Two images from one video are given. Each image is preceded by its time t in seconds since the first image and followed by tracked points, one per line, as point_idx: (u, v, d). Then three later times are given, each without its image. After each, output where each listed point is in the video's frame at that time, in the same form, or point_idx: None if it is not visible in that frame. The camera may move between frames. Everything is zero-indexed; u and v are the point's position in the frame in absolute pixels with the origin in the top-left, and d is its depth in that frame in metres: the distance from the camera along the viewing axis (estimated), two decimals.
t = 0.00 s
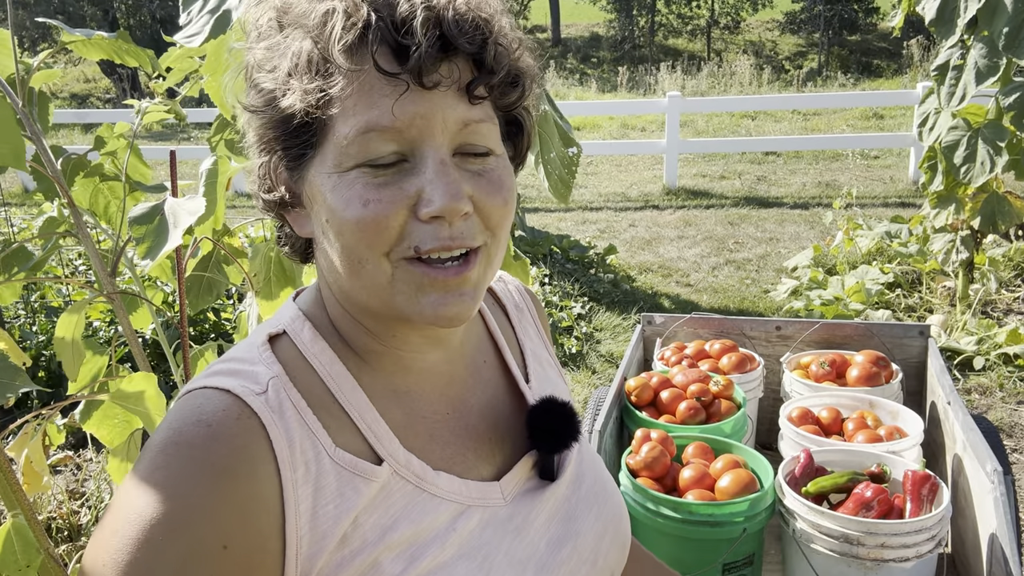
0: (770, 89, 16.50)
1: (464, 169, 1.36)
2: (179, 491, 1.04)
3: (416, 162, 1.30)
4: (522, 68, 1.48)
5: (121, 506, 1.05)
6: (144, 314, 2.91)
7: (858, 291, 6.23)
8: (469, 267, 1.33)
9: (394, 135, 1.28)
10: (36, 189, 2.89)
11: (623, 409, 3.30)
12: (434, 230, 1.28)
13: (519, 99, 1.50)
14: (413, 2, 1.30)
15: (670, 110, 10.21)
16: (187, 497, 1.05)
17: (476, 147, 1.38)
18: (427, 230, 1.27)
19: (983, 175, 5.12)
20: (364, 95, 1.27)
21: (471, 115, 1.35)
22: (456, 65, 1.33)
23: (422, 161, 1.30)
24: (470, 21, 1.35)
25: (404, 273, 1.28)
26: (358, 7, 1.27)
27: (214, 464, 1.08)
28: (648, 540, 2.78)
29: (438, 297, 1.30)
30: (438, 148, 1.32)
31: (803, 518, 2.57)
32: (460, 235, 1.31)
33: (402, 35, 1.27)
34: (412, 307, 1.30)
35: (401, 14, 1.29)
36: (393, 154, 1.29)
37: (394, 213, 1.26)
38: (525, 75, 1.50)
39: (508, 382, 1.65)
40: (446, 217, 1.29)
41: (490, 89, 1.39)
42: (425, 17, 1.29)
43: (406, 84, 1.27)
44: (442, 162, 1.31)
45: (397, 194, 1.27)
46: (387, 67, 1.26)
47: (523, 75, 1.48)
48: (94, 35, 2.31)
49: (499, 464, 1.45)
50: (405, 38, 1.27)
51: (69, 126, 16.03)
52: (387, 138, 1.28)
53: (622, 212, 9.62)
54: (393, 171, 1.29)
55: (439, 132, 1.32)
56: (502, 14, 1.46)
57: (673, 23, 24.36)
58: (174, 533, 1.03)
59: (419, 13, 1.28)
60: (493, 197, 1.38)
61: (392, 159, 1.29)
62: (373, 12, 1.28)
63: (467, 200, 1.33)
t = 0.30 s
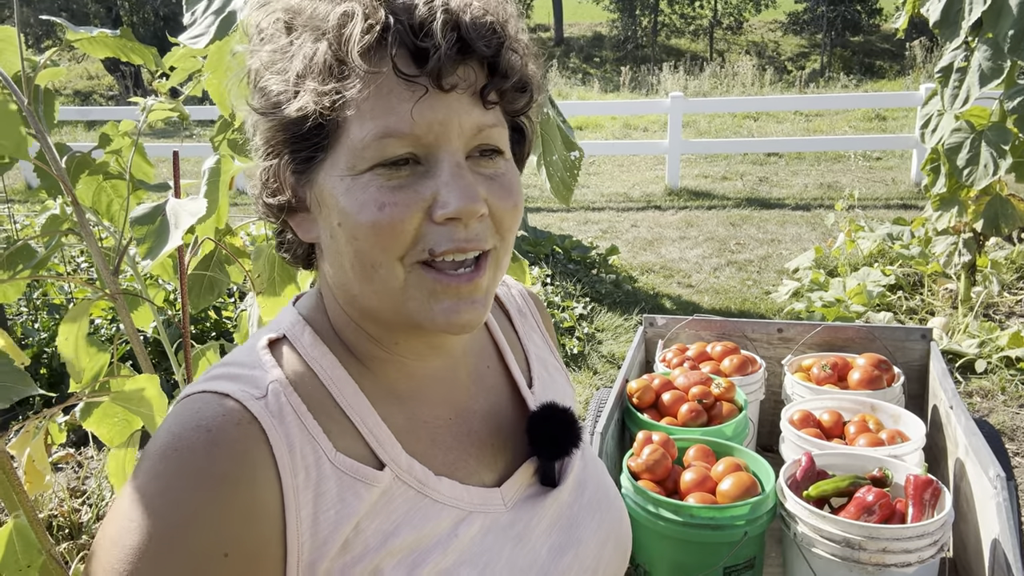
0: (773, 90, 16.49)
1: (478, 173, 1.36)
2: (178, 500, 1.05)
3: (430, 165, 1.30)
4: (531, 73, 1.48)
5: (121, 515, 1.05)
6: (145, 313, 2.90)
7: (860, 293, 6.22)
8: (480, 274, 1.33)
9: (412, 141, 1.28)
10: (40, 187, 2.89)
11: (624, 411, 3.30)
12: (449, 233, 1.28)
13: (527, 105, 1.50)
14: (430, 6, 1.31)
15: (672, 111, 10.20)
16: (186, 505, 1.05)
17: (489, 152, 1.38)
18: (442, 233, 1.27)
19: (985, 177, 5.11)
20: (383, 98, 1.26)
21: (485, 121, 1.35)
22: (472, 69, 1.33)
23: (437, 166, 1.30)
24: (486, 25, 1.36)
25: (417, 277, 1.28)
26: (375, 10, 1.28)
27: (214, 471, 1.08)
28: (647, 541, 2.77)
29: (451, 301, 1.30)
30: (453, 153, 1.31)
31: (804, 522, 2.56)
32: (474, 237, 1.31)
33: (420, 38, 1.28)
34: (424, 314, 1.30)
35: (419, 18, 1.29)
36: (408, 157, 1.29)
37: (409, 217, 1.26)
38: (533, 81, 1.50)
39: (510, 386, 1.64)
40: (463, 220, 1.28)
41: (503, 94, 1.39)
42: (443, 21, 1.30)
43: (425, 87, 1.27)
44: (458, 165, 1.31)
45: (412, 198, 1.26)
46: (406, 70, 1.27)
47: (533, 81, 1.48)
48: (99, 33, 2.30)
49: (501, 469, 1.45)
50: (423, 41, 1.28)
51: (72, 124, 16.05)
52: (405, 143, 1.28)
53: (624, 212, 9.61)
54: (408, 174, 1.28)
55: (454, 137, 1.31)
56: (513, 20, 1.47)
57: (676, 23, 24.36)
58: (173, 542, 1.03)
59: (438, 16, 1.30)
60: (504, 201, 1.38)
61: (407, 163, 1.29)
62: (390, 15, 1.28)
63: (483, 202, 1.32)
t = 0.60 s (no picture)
0: (780, 93, 16.45)
1: (486, 181, 1.34)
2: (162, 514, 1.03)
3: (442, 174, 1.27)
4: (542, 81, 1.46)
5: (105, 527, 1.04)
6: (148, 312, 2.89)
7: (866, 298, 6.17)
8: (482, 289, 1.32)
9: (425, 149, 1.25)
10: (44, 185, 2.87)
11: (627, 415, 3.27)
12: (457, 242, 1.27)
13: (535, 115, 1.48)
14: (453, 10, 1.26)
15: (679, 113, 10.16)
16: (170, 520, 1.03)
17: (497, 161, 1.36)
18: (451, 243, 1.26)
19: (994, 183, 5.07)
20: (399, 105, 1.23)
21: (497, 133, 1.33)
22: (491, 79, 1.31)
23: (449, 176, 1.28)
24: (506, 33, 1.33)
25: (422, 285, 1.26)
26: (394, 12, 1.22)
27: (200, 484, 1.06)
28: (647, 546, 2.75)
29: (451, 314, 1.29)
30: (465, 163, 1.29)
31: (809, 529, 2.53)
32: (481, 249, 1.30)
33: (442, 46, 1.24)
34: (426, 323, 1.28)
35: (441, 22, 1.25)
36: (421, 165, 1.26)
37: (420, 225, 1.24)
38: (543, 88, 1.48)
39: (508, 389, 1.62)
40: (473, 230, 1.27)
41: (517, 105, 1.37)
42: (466, 29, 1.26)
43: (444, 98, 1.24)
44: (470, 176, 1.29)
45: (424, 207, 1.24)
46: (425, 78, 1.23)
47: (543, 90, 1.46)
48: (104, 31, 2.28)
49: (499, 474, 1.43)
50: (445, 49, 1.24)
51: (80, 122, 16.09)
52: (419, 151, 1.25)
53: (630, 214, 9.59)
54: (420, 182, 1.25)
55: (467, 147, 1.29)
56: (529, 25, 1.43)
57: (683, 26, 24.32)
58: (159, 557, 1.02)
59: (461, 24, 1.25)
60: (509, 207, 1.36)
61: (419, 171, 1.26)
62: (412, 19, 1.23)
63: (494, 213, 1.31)
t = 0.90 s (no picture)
0: (786, 97, 16.42)
1: (489, 175, 1.34)
2: (158, 516, 1.03)
3: (446, 168, 1.27)
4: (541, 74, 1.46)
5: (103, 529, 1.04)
6: (153, 310, 2.90)
7: (872, 301, 6.15)
8: (487, 275, 1.32)
9: (430, 144, 1.25)
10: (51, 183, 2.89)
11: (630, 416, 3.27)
12: (464, 238, 1.27)
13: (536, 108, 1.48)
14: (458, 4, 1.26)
15: (685, 116, 10.15)
16: (167, 521, 1.03)
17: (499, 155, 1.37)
18: (458, 238, 1.26)
19: (1000, 186, 5.05)
20: (405, 101, 1.22)
21: (499, 127, 1.33)
22: (495, 73, 1.31)
23: (453, 170, 1.28)
24: (510, 27, 1.33)
25: (427, 279, 1.26)
26: (399, 6, 1.21)
27: (196, 484, 1.06)
28: (650, 548, 2.74)
29: (453, 307, 1.29)
30: (469, 158, 1.29)
31: (812, 531, 2.52)
32: (484, 243, 1.30)
33: (448, 40, 1.24)
34: (430, 317, 1.29)
35: (447, 16, 1.24)
36: (425, 160, 1.26)
37: (426, 219, 1.23)
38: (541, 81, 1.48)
39: (506, 386, 1.61)
40: (477, 225, 1.27)
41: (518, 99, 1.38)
42: (471, 23, 1.26)
43: (450, 93, 1.24)
44: (474, 171, 1.29)
45: (430, 201, 1.24)
46: (431, 73, 1.23)
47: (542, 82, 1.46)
48: (110, 28, 2.28)
49: (498, 471, 1.43)
50: (451, 44, 1.24)
51: (87, 122, 16.15)
52: (424, 146, 1.25)
53: (635, 217, 9.58)
54: (424, 176, 1.25)
55: (471, 141, 1.29)
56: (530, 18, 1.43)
57: (689, 29, 24.32)
58: (156, 559, 1.02)
59: (467, 19, 1.25)
60: (509, 200, 1.36)
61: (423, 165, 1.26)
62: (418, 13, 1.22)
63: (498, 206, 1.31)
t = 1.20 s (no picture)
0: (791, 100, 16.40)
1: (476, 167, 1.34)
2: (148, 512, 1.03)
3: (432, 161, 1.27)
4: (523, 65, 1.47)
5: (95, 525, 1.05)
6: (156, 309, 2.90)
7: (876, 305, 6.13)
8: (480, 263, 1.32)
9: (416, 138, 1.25)
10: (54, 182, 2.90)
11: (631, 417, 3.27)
12: (451, 230, 1.26)
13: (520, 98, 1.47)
14: None
15: (690, 118, 10.14)
16: (157, 517, 1.03)
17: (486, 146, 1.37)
18: (446, 230, 1.26)
19: (1005, 190, 5.03)
20: (387, 94, 1.22)
21: (484, 119, 1.33)
22: (476, 63, 1.31)
23: (440, 163, 1.27)
24: (487, 18, 1.33)
25: (418, 272, 1.26)
26: None
27: (186, 480, 1.06)
28: (651, 549, 2.73)
29: (443, 298, 1.28)
30: (455, 151, 1.29)
31: (813, 533, 2.51)
32: (472, 235, 1.30)
33: (428, 32, 1.24)
34: (419, 309, 1.29)
35: (425, 8, 1.24)
36: (411, 153, 1.26)
37: (414, 213, 1.23)
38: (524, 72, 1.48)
39: (501, 383, 1.61)
40: (465, 217, 1.27)
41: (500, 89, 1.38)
42: (450, 13, 1.26)
43: (433, 84, 1.24)
44: (460, 163, 1.29)
45: (416, 194, 1.24)
46: (413, 65, 1.23)
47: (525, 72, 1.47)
48: (113, 28, 2.29)
49: (491, 469, 1.42)
50: (430, 35, 1.24)
51: (94, 124, 16.22)
52: (409, 140, 1.25)
53: (639, 219, 9.58)
54: (411, 170, 1.25)
55: (457, 133, 1.29)
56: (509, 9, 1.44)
57: (694, 32, 24.30)
58: (145, 556, 1.02)
59: (445, 10, 1.25)
60: (499, 192, 1.36)
61: (409, 159, 1.26)
62: (395, 6, 1.22)
63: (486, 198, 1.31)
